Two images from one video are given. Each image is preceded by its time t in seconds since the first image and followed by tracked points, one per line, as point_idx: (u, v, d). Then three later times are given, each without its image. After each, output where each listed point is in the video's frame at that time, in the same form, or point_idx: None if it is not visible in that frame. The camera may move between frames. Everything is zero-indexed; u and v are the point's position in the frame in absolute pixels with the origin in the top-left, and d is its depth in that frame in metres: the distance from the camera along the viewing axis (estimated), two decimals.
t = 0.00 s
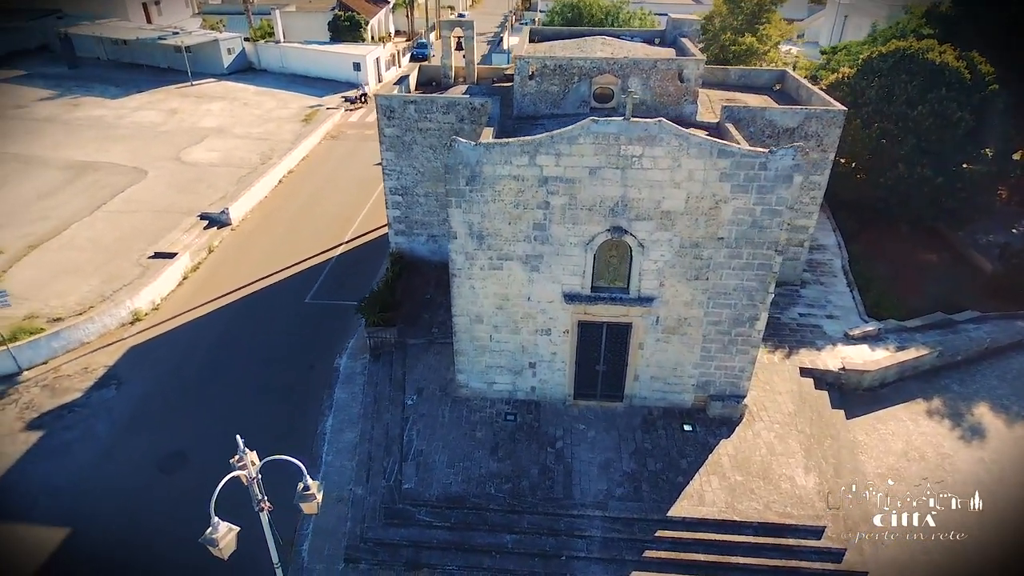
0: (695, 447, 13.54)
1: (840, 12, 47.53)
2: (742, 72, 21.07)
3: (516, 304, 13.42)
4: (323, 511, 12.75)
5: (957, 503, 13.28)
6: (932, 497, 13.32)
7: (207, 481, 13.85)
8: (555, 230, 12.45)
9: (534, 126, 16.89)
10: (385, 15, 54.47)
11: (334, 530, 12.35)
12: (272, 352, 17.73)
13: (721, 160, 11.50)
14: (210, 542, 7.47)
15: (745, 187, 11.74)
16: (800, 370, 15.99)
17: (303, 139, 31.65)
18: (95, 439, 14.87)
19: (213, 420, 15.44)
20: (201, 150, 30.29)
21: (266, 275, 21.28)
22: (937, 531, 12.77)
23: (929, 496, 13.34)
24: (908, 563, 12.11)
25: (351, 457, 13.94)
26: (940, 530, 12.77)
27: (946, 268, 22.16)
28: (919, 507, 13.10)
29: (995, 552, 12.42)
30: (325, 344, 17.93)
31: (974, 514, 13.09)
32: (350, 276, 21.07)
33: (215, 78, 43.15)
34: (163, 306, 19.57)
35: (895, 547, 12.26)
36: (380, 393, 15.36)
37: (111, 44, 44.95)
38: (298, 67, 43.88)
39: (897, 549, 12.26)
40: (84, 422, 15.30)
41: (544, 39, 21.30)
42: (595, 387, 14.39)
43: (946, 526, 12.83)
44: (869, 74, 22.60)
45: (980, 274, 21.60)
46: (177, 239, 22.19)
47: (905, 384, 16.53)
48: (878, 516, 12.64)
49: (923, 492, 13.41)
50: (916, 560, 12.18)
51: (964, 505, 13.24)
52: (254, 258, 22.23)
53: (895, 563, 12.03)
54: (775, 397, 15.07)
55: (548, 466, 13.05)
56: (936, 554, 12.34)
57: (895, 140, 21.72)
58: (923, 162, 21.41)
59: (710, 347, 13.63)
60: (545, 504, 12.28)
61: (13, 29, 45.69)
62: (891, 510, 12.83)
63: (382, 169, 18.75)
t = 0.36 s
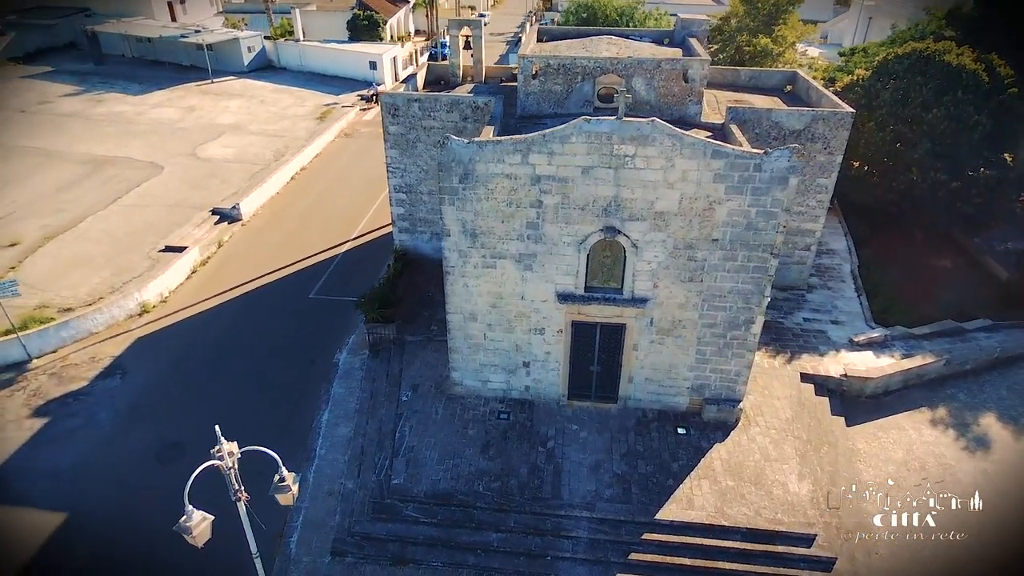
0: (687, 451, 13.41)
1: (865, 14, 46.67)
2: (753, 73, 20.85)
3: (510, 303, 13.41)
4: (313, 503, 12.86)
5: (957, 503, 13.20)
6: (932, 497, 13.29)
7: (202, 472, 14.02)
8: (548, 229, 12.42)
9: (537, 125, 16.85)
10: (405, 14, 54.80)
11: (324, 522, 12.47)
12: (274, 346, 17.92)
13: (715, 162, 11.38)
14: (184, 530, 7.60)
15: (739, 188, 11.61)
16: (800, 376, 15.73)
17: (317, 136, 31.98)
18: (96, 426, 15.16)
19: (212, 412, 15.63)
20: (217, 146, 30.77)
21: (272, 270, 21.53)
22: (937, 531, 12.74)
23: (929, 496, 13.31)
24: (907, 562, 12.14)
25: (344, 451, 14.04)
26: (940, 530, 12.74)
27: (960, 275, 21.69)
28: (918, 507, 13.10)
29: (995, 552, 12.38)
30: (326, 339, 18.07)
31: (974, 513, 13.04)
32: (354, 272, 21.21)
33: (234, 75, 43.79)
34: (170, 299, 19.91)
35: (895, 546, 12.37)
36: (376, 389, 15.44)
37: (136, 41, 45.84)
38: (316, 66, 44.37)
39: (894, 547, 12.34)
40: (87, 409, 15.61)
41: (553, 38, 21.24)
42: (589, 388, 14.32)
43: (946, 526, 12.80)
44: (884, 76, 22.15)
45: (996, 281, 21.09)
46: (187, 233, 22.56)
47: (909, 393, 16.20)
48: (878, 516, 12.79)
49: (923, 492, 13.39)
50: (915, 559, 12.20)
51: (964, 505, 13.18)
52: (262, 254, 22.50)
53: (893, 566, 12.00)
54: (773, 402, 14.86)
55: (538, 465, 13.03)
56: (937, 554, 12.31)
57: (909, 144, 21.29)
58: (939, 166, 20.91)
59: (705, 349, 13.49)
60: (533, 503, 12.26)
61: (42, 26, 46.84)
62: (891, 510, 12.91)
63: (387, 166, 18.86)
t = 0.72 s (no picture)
0: (680, 455, 13.32)
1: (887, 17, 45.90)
2: (762, 75, 20.65)
3: (504, 303, 13.44)
4: (305, 498, 12.99)
5: (957, 503, 13.20)
6: (932, 497, 13.29)
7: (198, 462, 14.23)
8: (541, 230, 12.43)
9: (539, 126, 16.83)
10: (423, 15, 55.07)
11: (312, 519, 12.57)
12: (276, 342, 18.11)
13: (708, 164, 11.31)
14: (163, 520, 7.71)
15: (733, 192, 11.52)
16: (800, 383, 15.52)
17: (329, 135, 32.29)
18: (99, 416, 15.45)
19: (213, 405, 15.87)
20: (231, 144, 31.20)
21: (278, 267, 21.77)
22: (937, 531, 12.73)
23: (929, 496, 13.32)
24: (907, 562, 12.14)
25: (338, 447, 14.16)
26: (940, 530, 12.72)
27: (973, 283, 21.27)
28: (918, 507, 13.11)
29: (996, 552, 12.35)
30: (328, 336, 18.21)
31: (974, 513, 13.00)
32: (359, 270, 21.36)
33: (252, 74, 44.38)
34: (178, 294, 20.23)
35: (894, 546, 12.39)
36: (373, 386, 15.54)
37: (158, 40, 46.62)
38: (332, 66, 44.80)
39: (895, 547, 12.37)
40: (91, 400, 15.93)
41: (560, 39, 21.19)
42: (584, 389, 14.29)
43: (946, 526, 12.78)
44: (897, 80, 21.79)
45: (1009, 289, 20.67)
46: (197, 229, 22.90)
47: (912, 402, 15.92)
48: (877, 516, 12.85)
49: (923, 492, 13.40)
50: (914, 559, 12.21)
51: (964, 505, 13.16)
52: (269, 251, 22.77)
53: (889, 571, 11.95)
54: (771, 408, 14.69)
55: (529, 466, 13.03)
56: (938, 556, 12.27)
57: (921, 149, 20.93)
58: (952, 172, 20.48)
59: (700, 353, 13.39)
60: (521, 504, 12.26)
61: (68, 25, 47.88)
62: (891, 510, 12.97)
63: (390, 165, 18.99)
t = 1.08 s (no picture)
0: (671, 459, 13.29)
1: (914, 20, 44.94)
2: (772, 79, 20.47)
3: (498, 303, 13.53)
4: (298, 491, 13.22)
5: (957, 503, 13.27)
6: (932, 497, 13.35)
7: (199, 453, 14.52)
8: (534, 231, 12.50)
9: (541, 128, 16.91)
10: (443, 15, 55.35)
11: (304, 511, 12.79)
12: (279, 336, 18.37)
13: (700, 168, 11.29)
14: (144, 508, 7.96)
15: (725, 197, 11.48)
16: (798, 390, 15.37)
17: (344, 134, 32.67)
18: (105, 405, 15.88)
19: (214, 396, 16.19)
20: (248, 141, 31.75)
21: (286, 263, 22.10)
22: (937, 531, 12.81)
23: (929, 496, 13.37)
24: (908, 562, 12.21)
25: (333, 442, 14.38)
26: (940, 530, 12.80)
27: (988, 293, 20.75)
28: (918, 506, 13.17)
29: (995, 552, 12.45)
30: (330, 332, 18.42)
31: (974, 513, 13.09)
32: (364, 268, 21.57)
33: (273, 73, 45.07)
34: (188, 288, 20.67)
35: (895, 546, 12.45)
36: (370, 383, 15.73)
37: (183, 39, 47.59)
38: (351, 65, 45.30)
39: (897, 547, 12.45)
40: (99, 390, 16.37)
41: (569, 41, 21.22)
42: (577, 391, 14.31)
43: (946, 526, 12.85)
44: (911, 84, 21.42)
45: None
46: (210, 225, 23.37)
47: (914, 413, 15.67)
48: (877, 516, 12.90)
49: (923, 492, 13.45)
50: (914, 560, 12.26)
51: (964, 505, 13.24)
52: (279, 247, 23.13)
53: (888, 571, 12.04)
54: (767, 415, 14.57)
55: (519, 466, 13.11)
56: (936, 554, 12.38)
57: (933, 155, 20.56)
58: (965, 179, 20.12)
59: (693, 358, 13.34)
60: (508, 503, 12.35)
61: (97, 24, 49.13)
62: (891, 510, 13.03)
63: (396, 165, 19.21)
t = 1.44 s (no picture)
0: (662, 465, 13.30)
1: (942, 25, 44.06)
2: (783, 84, 20.31)
3: (493, 305, 13.67)
4: (293, 485, 13.49)
5: (957, 503, 13.39)
6: (931, 497, 13.48)
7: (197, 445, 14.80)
8: (528, 235, 12.61)
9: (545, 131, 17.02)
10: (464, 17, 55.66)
11: (297, 505, 13.05)
12: (285, 333, 18.70)
13: (692, 175, 11.29)
14: (131, 497, 8.24)
15: (717, 204, 11.47)
16: (797, 399, 15.25)
17: (360, 134, 33.10)
18: (114, 395, 16.35)
19: (219, 390, 16.58)
20: (266, 140, 32.33)
21: (296, 261, 22.48)
22: (937, 531, 12.91)
23: (929, 496, 13.50)
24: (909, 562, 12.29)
25: (330, 438, 14.64)
26: (940, 530, 12.91)
27: (1003, 306, 20.22)
28: (918, 507, 13.27)
29: (996, 551, 12.54)
30: (334, 330, 18.69)
31: (973, 511, 13.22)
32: (372, 267, 21.84)
33: (294, 73, 45.79)
34: (200, 284, 21.15)
35: (894, 546, 12.55)
36: (370, 381, 15.97)
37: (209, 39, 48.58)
38: (371, 66, 45.83)
39: (896, 546, 12.57)
40: (108, 381, 16.85)
41: (578, 45, 21.28)
42: (572, 394, 14.39)
43: (946, 526, 12.96)
44: (926, 91, 21.06)
45: None
46: (224, 222, 23.88)
47: (915, 425, 15.45)
48: (877, 516, 13.02)
49: (923, 492, 13.59)
50: (915, 561, 12.33)
51: (964, 505, 13.35)
52: (290, 245, 23.54)
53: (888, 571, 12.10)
54: (763, 423, 14.49)
55: (510, 467, 13.22)
56: (937, 552, 12.52)
57: (947, 164, 20.18)
58: (980, 188, 19.71)
59: (686, 364, 13.33)
60: (497, 504, 12.47)
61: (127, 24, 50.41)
62: (891, 510, 13.13)
63: (403, 166, 19.49)
